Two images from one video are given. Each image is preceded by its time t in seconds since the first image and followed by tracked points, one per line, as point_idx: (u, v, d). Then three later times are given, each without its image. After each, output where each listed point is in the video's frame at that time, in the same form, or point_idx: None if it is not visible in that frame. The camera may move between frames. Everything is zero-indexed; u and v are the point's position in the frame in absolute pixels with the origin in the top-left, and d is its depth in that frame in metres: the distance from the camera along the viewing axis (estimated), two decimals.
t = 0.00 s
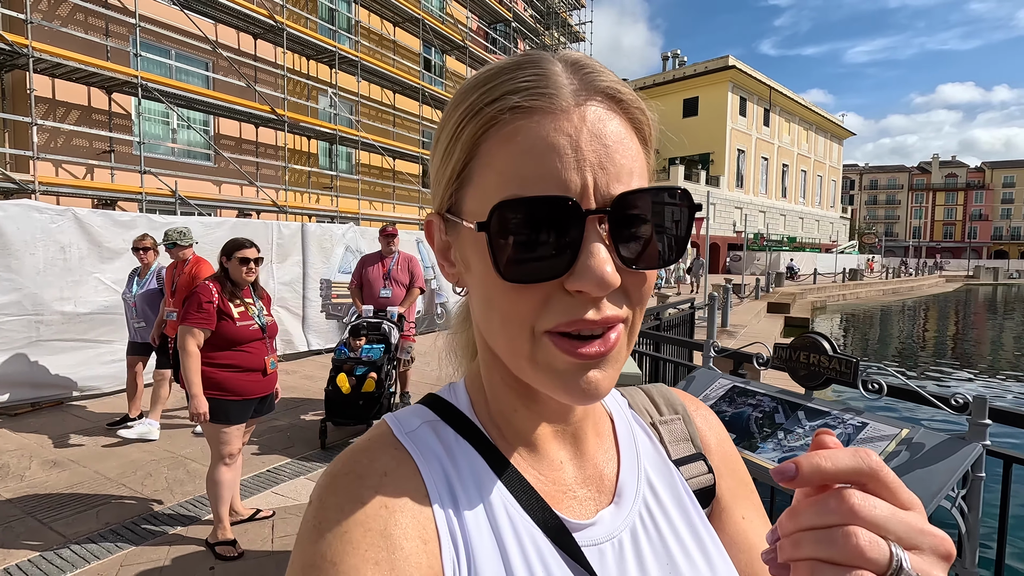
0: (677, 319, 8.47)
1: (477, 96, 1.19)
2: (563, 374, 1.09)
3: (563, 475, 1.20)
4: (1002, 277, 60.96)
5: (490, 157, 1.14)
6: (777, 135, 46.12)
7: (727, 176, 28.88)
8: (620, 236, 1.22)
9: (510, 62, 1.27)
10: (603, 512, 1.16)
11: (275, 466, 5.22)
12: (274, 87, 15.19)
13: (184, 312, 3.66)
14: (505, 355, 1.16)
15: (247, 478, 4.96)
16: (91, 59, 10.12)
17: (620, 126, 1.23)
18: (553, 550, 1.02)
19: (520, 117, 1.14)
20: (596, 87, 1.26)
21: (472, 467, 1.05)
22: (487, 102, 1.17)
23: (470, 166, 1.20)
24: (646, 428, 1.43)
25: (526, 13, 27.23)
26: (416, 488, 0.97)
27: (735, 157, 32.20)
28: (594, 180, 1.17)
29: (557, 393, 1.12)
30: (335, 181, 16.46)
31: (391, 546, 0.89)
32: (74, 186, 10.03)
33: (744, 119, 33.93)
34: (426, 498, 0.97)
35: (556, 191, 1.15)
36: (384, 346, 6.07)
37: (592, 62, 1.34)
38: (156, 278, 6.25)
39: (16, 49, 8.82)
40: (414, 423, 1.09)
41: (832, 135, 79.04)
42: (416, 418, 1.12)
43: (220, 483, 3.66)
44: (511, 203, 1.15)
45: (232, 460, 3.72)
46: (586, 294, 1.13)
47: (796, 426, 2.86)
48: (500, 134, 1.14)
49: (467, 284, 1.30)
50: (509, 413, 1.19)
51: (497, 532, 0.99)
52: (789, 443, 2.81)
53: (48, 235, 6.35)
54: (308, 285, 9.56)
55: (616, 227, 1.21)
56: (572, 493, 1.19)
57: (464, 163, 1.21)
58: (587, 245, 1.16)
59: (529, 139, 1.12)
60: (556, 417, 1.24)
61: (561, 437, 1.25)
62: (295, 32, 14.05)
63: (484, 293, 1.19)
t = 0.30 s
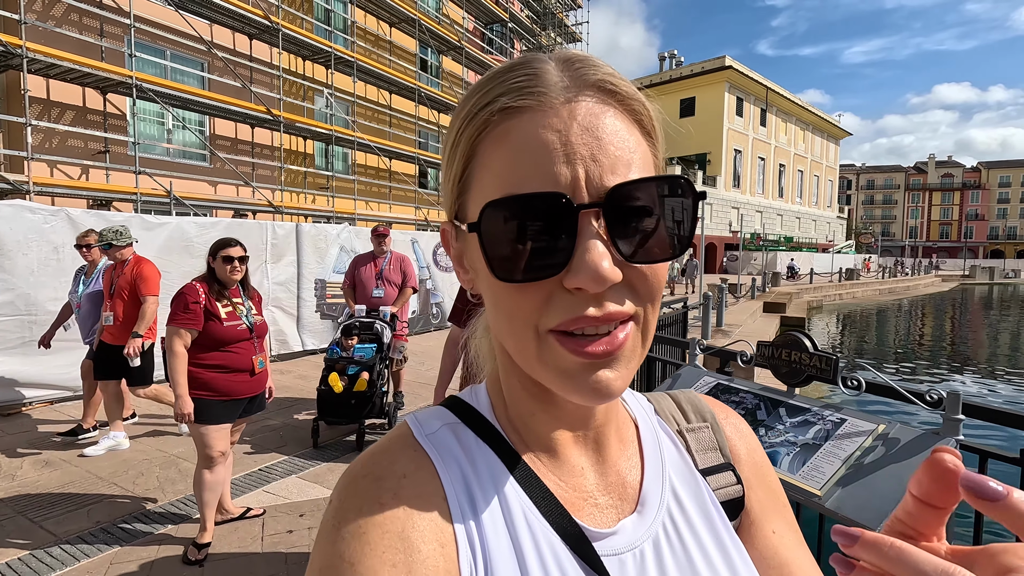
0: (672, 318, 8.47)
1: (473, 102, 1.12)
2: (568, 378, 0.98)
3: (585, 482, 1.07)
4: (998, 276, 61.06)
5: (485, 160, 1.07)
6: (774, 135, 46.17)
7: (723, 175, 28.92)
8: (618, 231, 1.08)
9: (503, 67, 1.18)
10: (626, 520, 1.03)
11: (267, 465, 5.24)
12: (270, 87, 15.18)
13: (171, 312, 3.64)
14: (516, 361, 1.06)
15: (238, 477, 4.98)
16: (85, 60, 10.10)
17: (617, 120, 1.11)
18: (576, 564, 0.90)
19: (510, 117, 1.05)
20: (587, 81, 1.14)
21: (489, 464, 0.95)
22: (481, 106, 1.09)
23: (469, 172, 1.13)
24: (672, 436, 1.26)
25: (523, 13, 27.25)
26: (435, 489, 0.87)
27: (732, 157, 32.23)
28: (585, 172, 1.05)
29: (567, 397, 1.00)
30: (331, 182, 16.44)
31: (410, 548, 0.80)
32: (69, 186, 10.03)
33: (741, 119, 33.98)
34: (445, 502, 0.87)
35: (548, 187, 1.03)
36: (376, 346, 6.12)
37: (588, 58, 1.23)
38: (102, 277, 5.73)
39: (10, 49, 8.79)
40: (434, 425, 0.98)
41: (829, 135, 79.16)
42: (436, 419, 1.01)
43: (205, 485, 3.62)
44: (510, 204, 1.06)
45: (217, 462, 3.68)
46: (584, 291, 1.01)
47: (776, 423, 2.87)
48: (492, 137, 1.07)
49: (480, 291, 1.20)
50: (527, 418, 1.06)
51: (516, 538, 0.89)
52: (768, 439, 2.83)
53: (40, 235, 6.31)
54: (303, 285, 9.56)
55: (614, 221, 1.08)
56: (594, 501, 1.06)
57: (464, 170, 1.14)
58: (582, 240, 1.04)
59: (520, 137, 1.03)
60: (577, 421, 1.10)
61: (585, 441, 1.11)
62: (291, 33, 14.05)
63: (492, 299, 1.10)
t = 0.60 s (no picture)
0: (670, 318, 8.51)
1: (466, 116, 1.16)
2: (568, 384, 1.01)
3: (597, 486, 1.08)
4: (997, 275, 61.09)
5: (480, 173, 1.11)
6: (772, 135, 46.19)
7: (722, 175, 28.93)
8: (613, 239, 1.11)
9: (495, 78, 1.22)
10: (638, 527, 1.04)
11: (265, 465, 5.26)
12: (269, 88, 15.16)
13: (163, 315, 3.58)
14: (520, 366, 1.09)
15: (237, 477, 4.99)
16: (83, 61, 10.08)
17: (609, 126, 1.14)
18: (587, 567, 0.92)
19: (500, 130, 1.09)
20: (574, 88, 1.17)
21: (503, 464, 0.96)
22: (472, 121, 1.14)
23: (467, 184, 1.18)
24: (685, 444, 1.26)
25: (522, 13, 27.24)
26: (451, 490, 0.88)
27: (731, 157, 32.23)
28: (575, 181, 1.08)
29: (571, 401, 1.04)
30: (329, 182, 16.43)
31: (425, 547, 0.81)
32: (67, 187, 10.01)
33: (739, 119, 33.97)
34: (460, 502, 0.88)
35: (537, 197, 1.07)
36: (375, 346, 6.13)
37: (579, 62, 1.26)
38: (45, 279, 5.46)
39: (9, 51, 8.76)
40: (449, 425, 1.00)
41: (827, 135, 79.22)
42: (452, 419, 1.03)
43: (201, 485, 3.60)
44: (507, 214, 1.09)
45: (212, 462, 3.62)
46: (580, 298, 1.03)
47: (769, 421, 2.89)
48: (485, 150, 1.11)
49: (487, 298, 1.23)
50: (541, 421, 1.08)
51: (530, 541, 0.90)
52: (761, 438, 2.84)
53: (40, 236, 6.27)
54: (301, 285, 9.58)
55: (607, 229, 1.10)
56: (606, 505, 1.07)
57: (462, 182, 1.19)
58: (576, 248, 1.06)
59: (510, 149, 1.07)
60: (589, 425, 1.11)
61: (597, 446, 1.12)
62: (290, 34, 14.01)
63: (497, 307, 1.13)
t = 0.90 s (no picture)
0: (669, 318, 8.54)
1: (458, 119, 1.18)
2: (555, 388, 1.04)
3: (581, 493, 1.11)
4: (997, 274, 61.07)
5: (471, 176, 1.14)
6: (772, 134, 46.16)
7: (722, 175, 28.93)
8: (602, 244, 1.13)
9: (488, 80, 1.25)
10: (621, 535, 1.07)
11: (266, 464, 5.29)
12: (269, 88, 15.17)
13: (154, 316, 3.49)
14: (506, 371, 1.12)
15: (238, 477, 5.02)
16: (83, 61, 10.08)
17: (600, 132, 1.16)
18: (569, 573, 0.94)
19: (493, 133, 1.12)
20: (567, 93, 1.20)
21: (486, 471, 0.97)
22: (465, 124, 1.16)
23: (458, 185, 1.20)
24: (671, 451, 1.29)
25: (521, 13, 27.25)
26: (434, 498, 0.90)
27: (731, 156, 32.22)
28: (567, 185, 1.10)
29: (556, 406, 1.06)
30: (329, 182, 16.44)
31: (404, 556, 0.82)
32: (68, 188, 10.01)
33: (739, 119, 33.96)
34: (442, 509, 0.90)
35: (531, 200, 1.09)
36: (375, 346, 6.16)
37: (571, 68, 1.29)
38: None
39: (10, 51, 8.76)
40: (433, 433, 1.02)
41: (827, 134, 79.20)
42: (435, 427, 1.04)
43: (198, 485, 3.58)
44: (497, 219, 1.12)
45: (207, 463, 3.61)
46: (569, 304, 1.06)
47: (767, 421, 2.91)
48: (477, 153, 1.14)
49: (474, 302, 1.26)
50: (525, 428, 1.10)
51: (511, 549, 0.91)
52: (759, 437, 2.86)
53: (41, 237, 6.25)
54: (302, 286, 9.61)
55: (598, 234, 1.13)
56: (589, 512, 1.10)
57: (452, 184, 1.21)
58: (566, 255, 1.09)
59: (502, 152, 1.09)
60: (573, 431, 1.13)
61: (581, 451, 1.15)
62: (289, 34, 14.01)
63: (485, 311, 1.15)
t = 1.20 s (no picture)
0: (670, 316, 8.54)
1: (455, 113, 1.19)
2: (546, 383, 1.05)
3: (567, 489, 1.12)
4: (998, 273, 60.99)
5: (468, 170, 1.14)
6: (772, 133, 46.12)
7: (723, 174, 28.90)
8: (596, 242, 1.15)
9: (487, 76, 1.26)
10: (607, 530, 1.08)
11: (267, 463, 5.32)
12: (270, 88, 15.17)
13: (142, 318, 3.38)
14: (497, 367, 1.13)
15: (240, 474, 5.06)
16: (85, 62, 10.08)
17: (596, 132, 1.18)
18: (555, 568, 0.95)
19: (490, 129, 1.12)
20: (565, 91, 1.21)
21: (473, 467, 0.99)
22: (462, 118, 1.16)
23: (453, 179, 1.21)
24: (657, 447, 1.31)
25: (522, 13, 27.23)
26: (420, 492, 0.91)
27: (732, 155, 32.20)
28: (561, 184, 1.12)
29: (546, 404, 1.08)
30: (330, 182, 16.46)
31: (391, 549, 0.84)
32: (69, 188, 10.01)
33: (740, 118, 33.92)
34: (429, 505, 0.91)
35: (525, 197, 1.10)
36: (376, 346, 6.17)
37: (568, 67, 1.30)
38: None
39: (10, 52, 8.75)
40: (420, 428, 1.03)
41: (828, 133, 79.14)
42: (423, 422, 1.05)
43: (195, 484, 3.53)
44: (491, 215, 1.13)
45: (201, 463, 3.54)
46: (559, 301, 1.08)
47: (765, 419, 2.92)
48: (473, 148, 1.14)
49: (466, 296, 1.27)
50: (513, 424, 1.11)
51: (498, 544, 0.93)
52: (757, 435, 2.87)
53: (42, 237, 6.26)
54: (303, 285, 9.62)
55: (591, 234, 1.15)
56: (575, 507, 1.11)
57: (448, 178, 1.22)
58: (560, 251, 1.10)
59: (498, 148, 1.10)
60: (560, 429, 1.15)
61: (568, 448, 1.16)
62: (290, 34, 14.01)
63: (476, 307, 1.16)
